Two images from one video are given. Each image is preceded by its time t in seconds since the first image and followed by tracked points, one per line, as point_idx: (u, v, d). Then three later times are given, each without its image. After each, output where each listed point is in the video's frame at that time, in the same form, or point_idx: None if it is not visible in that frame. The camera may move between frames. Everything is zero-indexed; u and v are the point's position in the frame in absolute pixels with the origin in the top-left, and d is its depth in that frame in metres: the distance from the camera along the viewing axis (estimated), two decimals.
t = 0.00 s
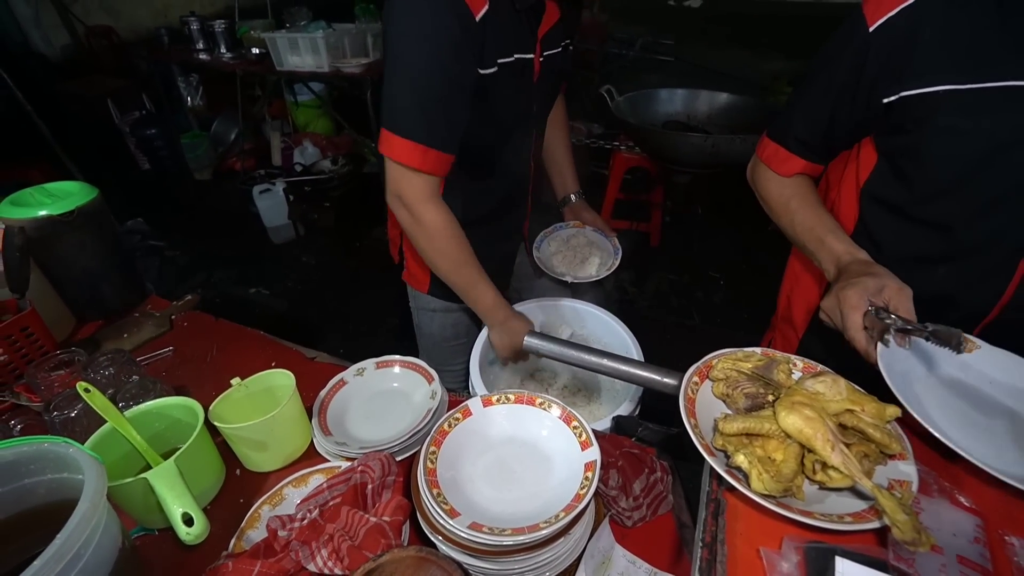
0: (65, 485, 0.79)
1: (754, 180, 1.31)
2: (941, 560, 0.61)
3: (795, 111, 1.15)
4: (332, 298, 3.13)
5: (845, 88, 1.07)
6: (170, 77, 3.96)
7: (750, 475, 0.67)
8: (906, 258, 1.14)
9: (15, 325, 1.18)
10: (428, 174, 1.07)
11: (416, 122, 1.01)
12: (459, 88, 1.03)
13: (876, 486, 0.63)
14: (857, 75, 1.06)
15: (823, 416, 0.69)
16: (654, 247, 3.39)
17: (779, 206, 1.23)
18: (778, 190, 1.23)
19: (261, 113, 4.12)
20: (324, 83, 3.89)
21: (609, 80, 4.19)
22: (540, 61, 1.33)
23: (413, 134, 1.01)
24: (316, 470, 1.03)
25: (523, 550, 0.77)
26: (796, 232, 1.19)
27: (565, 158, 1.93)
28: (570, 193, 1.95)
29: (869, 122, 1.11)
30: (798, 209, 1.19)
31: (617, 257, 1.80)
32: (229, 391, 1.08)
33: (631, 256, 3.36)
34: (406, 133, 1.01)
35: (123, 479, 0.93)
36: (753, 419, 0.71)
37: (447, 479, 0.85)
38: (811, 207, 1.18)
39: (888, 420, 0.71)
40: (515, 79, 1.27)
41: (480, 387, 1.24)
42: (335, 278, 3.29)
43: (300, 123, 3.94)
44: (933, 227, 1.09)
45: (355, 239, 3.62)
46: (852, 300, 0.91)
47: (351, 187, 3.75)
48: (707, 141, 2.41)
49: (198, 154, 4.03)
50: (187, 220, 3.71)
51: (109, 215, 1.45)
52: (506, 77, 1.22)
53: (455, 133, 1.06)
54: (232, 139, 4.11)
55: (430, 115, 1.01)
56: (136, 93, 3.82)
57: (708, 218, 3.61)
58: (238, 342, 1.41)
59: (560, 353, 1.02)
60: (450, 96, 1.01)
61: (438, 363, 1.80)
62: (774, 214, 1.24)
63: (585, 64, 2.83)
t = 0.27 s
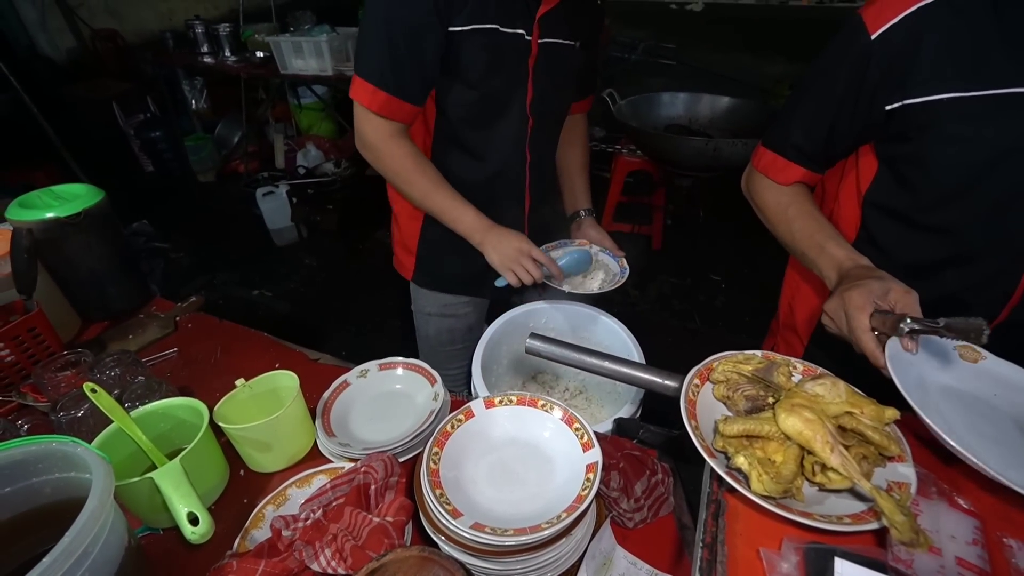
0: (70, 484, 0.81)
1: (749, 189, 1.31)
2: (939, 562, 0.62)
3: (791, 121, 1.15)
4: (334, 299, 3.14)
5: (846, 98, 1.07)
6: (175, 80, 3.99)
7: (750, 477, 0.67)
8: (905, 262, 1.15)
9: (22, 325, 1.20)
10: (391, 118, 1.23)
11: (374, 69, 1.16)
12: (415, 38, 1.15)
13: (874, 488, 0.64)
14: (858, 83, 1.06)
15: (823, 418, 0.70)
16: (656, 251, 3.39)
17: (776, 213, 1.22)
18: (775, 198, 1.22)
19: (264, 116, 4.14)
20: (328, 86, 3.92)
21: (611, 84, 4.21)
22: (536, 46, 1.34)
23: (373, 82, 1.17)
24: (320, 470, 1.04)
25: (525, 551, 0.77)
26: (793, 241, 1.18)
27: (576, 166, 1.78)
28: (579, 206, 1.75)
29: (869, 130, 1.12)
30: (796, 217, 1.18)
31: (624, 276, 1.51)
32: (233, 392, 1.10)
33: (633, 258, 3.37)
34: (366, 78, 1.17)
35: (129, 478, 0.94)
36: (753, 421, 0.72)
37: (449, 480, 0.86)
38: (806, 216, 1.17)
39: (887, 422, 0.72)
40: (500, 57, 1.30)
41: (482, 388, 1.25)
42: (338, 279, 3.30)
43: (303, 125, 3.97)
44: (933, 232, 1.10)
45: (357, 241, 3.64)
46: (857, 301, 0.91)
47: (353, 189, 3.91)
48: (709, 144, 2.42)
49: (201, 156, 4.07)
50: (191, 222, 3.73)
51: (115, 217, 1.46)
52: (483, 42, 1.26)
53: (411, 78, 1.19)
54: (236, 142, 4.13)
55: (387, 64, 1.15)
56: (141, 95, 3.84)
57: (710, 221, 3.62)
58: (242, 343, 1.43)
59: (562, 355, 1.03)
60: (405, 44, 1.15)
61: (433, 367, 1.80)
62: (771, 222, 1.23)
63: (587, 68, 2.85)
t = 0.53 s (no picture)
0: (82, 486, 0.82)
1: (752, 205, 1.27)
2: (942, 566, 0.62)
3: (797, 128, 1.11)
4: (339, 304, 3.16)
5: (855, 109, 1.04)
6: (182, 86, 4.03)
7: (753, 481, 0.68)
8: (910, 269, 1.18)
9: (34, 329, 1.21)
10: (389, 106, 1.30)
11: (368, 58, 1.24)
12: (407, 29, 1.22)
13: (877, 493, 0.65)
14: (864, 95, 1.04)
15: (825, 424, 0.70)
16: (659, 256, 3.40)
17: (786, 233, 1.19)
18: (783, 216, 1.19)
19: (271, 121, 4.18)
20: (333, 92, 3.95)
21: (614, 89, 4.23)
22: (533, 46, 1.35)
23: (370, 70, 1.25)
24: (326, 474, 1.05)
25: (530, 554, 0.78)
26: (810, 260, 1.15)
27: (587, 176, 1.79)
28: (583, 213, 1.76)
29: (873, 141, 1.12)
30: (807, 237, 1.15)
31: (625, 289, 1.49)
32: (241, 396, 1.11)
33: (636, 263, 3.38)
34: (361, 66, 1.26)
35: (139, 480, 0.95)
36: (756, 426, 0.73)
37: (455, 483, 0.87)
38: (820, 234, 1.15)
39: (889, 428, 0.73)
40: (491, 52, 1.31)
41: (487, 392, 1.26)
42: (343, 284, 3.32)
43: (309, 131, 4.00)
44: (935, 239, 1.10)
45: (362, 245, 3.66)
46: (892, 321, 0.88)
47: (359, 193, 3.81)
48: (712, 151, 2.43)
49: (208, 162, 4.11)
50: (198, 227, 3.76)
51: (125, 222, 1.48)
52: (474, 33, 1.28)
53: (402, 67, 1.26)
54: (243, 147, 4.17)
55: (383, 54, 1.23)
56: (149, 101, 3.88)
57: (714, 227, 3.63)
58: (249, 347, 1.44)
59: (567, 360, 1.04)
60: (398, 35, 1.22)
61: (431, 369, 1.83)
62: (781, 242, 1.20)
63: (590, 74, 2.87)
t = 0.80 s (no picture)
0: (90, 489, 0.83)
1: (764, 233, 1.28)
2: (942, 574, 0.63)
3: (809, 146, 1.10)
4: (343, 309, 3.18)
5: (865, 123, 1.04)
6: (189, 93, 4.07)
7: (754, 487, 0.69)
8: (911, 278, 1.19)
9: (43, 334, 1.23)
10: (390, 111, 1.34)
11: (368, 62, 1.29)
12: (406, 33, 1.27)
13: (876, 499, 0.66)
14: (874, 109, 1.03)
15: (825, 431, 0.71)
16: (662, 262, 3.42)
17: (806, 262, 1.19)
18: (801, 245, 1.19)
19: (276, 128, 4.22)
20: (338, 99, 3.98)
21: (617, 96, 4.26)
22: (530, 50, 1.37)
23: (371, 73, 1.29)
24: (331, 478, 1.06)
25: (533, 559, 0.79)
26: (833, 286, 1.17)
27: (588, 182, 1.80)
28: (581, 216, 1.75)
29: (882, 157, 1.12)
30: (829, 263, 1.16)
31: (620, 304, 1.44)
32: (247, 400, 1.12)
33: (639, 270, 3.39)
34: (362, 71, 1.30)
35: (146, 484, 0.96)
36: (758, 432, 0.74)
37: (459, 488, 0.88)
38: (840, 258, 1.16)
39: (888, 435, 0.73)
40: (485, 52, 1.34)
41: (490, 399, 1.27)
42: (347, 289, 3.34)
43: (314, 137, 4.03)
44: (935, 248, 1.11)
45: (366, 251, 3.69)
46: (925, 362, 0.88)
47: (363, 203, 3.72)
48: (715, 159, 2.44)
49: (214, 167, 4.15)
50: (203, 232, 3.79)
51: (134, 228, 1.50)
52: (472, 37, 1.32)
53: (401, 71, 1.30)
54: (248, 153, 4.21)
55: (382, 58, 1.27)
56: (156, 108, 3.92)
57: (716, 234, 3.64)
58: (255, 352, 1.45)
59: (570, 366, 1.05)
60: (397, 40, 1.27)
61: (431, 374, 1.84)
62: (802, 272, 1.21)
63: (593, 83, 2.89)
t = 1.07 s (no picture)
0: (103, 489, 0.84)
1: (764, 219, 1.31)
2: None
3: (807, 147, 1.13)
4: (351, 312, 3.20)
5: (861, 122, 1.06)
6: (199, 99, 4.12)
7: (762, 490, 0.69)
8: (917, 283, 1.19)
9: (59, 336, 1.25)
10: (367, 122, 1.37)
11: (348, 74, 1.31)
12: (379, 46, 1.28)
13: (884, 503, 0.66)
14: (871, 109, 1.05)
15: (832, 434, 0.72)
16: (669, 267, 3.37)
17: (798, 250, 1.22)
18: (795, 234, 1.22)
19: (285, 133, 4.26)
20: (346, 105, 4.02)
21: (624, 101, 4.27)
22: (519, 57, 1.37)
23: (348, 85, 1.31)
24: (340, 479, 1.07)
25: (540, 561, 0.79)
26: (818, 273, 1.20)
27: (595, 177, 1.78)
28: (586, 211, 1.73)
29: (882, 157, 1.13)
30: (819, 254, 1.19)
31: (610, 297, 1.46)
32: (258, 402, 1.13)
33: (645, 274, 3.40)
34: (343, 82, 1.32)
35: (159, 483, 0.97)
36: (764, 436, 0.74)
37: (466, 490, 0.88)
38: (832, 250, 1.19)
39: (895, 440, 0.74)
40: (468, 58, 1.35)
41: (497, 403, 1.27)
42: (354, 293, 3.36)
43: (322, 142, 4.07)
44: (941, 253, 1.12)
45: (374, 255, 3.72)
46: (888, 346, 0.93)
47: (370, 207, 3.74)
48: (721, 163, 2.45)
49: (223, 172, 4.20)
50: (213, 236, 3.83)
51: (146, 232, 1.52)
52: (451, 45, 1.32)
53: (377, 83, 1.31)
54: (257, 158, 4.25)
55: (358, 71, 1.29)
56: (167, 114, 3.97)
57: (723, 238, 3.64)
58: (264, 354, 1.47)
59: (576, 370, 1.06)
60: (371, 54, 1.28)
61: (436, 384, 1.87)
62: (794, 259, 1.24)
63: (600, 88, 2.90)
